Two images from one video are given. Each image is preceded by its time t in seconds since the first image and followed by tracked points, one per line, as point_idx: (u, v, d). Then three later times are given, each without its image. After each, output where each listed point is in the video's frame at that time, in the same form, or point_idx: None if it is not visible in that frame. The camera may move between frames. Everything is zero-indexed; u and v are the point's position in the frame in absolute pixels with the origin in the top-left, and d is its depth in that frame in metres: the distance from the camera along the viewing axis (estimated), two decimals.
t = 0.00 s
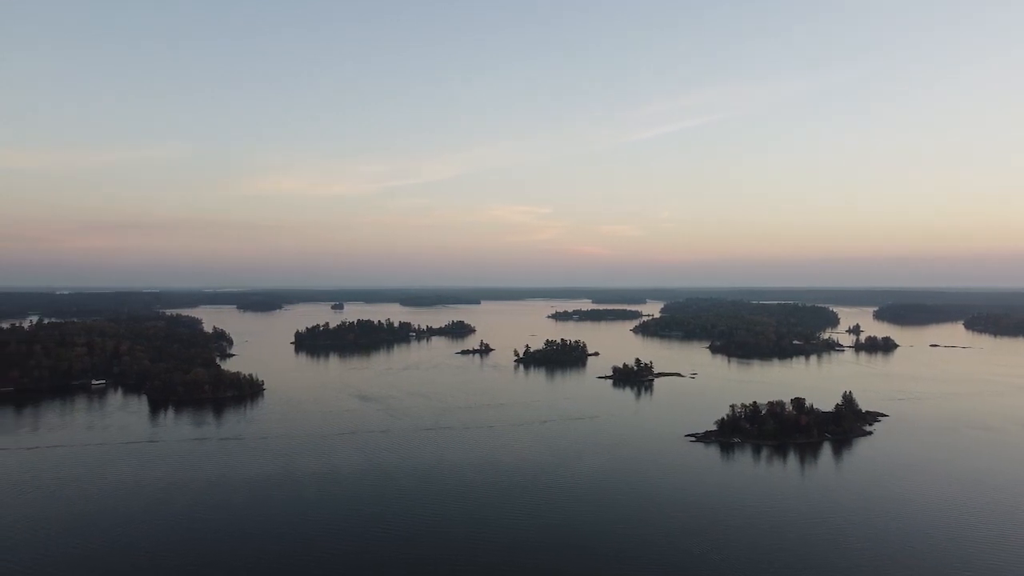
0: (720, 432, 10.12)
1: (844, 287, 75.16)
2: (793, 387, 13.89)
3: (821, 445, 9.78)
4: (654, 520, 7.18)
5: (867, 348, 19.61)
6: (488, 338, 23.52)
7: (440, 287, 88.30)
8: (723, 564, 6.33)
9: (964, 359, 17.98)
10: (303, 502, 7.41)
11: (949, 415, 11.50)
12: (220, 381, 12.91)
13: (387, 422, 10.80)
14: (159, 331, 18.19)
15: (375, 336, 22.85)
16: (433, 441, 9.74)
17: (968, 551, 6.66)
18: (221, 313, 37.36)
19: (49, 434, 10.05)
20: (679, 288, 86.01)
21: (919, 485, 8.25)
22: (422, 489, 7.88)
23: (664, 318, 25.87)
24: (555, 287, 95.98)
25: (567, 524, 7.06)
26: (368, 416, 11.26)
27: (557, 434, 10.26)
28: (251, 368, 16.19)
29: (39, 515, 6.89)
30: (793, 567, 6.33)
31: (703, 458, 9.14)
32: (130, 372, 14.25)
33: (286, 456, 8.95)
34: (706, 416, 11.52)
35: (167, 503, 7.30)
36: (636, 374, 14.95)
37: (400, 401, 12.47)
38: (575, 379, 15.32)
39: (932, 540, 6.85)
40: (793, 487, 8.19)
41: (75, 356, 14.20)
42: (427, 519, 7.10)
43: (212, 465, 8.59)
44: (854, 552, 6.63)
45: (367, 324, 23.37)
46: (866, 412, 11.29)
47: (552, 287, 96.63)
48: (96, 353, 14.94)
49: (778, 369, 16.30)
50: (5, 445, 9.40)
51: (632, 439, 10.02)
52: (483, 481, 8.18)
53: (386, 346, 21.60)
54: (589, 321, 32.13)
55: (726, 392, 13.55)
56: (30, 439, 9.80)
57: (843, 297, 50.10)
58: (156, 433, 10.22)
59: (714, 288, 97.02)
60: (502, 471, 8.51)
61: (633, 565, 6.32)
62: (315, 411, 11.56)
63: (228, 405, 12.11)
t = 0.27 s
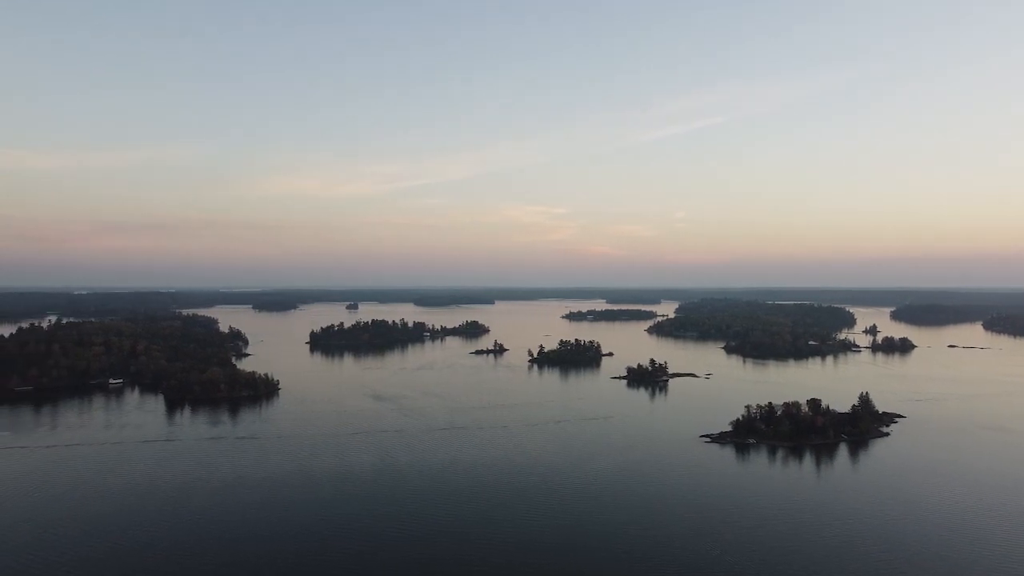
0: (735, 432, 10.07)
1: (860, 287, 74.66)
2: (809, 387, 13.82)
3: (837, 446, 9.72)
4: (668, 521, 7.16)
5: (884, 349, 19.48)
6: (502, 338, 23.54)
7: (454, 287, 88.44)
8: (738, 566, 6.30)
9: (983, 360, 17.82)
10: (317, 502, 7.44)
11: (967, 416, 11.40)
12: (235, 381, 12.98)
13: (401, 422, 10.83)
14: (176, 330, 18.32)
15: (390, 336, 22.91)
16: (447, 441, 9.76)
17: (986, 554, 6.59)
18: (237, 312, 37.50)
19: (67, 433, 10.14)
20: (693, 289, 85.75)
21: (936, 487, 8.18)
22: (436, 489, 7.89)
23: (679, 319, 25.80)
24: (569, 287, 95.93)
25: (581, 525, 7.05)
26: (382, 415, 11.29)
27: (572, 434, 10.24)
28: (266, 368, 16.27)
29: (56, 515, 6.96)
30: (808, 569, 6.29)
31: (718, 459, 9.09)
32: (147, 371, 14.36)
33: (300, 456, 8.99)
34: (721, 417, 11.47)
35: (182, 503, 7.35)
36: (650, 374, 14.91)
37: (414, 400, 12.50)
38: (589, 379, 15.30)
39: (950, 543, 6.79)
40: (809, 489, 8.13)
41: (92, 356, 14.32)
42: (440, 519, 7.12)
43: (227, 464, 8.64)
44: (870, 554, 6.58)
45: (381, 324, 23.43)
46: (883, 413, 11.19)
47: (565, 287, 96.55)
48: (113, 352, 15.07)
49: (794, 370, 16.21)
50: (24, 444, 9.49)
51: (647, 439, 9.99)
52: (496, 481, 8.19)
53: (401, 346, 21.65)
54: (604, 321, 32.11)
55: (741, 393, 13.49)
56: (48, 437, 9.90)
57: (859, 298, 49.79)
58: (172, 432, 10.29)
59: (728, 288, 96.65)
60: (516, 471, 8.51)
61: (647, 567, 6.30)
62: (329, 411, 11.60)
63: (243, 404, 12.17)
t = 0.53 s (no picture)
0: (750, 433, 10.02)
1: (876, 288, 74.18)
2: (825, 388, 13.73)
3: (854, 448, 9.65)
4: (682, 522, 7.13)
5: (901, 349, 19.34)
6: (516, 338, 23.56)
7: (468, 287, 88.66)
8: (753, 568, 6.27)
9: (1002, 361, 17.67)
10: (332, 501, 7.47)
11: (986, 417, 11.30)
12: (251, 381, 13.06)
13: (416, 422, 10.86)
14: (193, 330, 18.45)
15: (404, 336, 22.96)
16: (461, 441, 9.77)
17: (1006, 556, 6.53)
18: (253, 313, 37.45)
19: (86, 432, 10.23)
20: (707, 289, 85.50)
21: (954, 488, 8.11)
22: (450, 489, 7.90)
23: (694, 319, 25.71)
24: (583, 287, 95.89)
25: (595, 526, 7.04)
26: (397, 415, 11.33)
27: (586, 435, 10.23)
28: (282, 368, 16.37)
29: (74, 513, 7.02)
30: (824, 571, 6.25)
31: (733, 460, 9.05)
32: (163, 370, 14.47)
33: (315, 455, 9.03)
34: (737, 418, 11.42)
35: (199, 502, 7.40)
36: (665, 374, 14.87)
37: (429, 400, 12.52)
38: (604, 379, 15.27)
39: (969, 545, 6.73)
40: (825, 490, 8.08)
41: (110, 355, 14.45)
42: (454, 519, 7.13)
43: (244, 463, 8.70)
44: (887, 557, 6.53)
45: (396, 324, 23.49)
46: (900, 414, 11.10)
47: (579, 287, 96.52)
48: (131, 352, 15.20)
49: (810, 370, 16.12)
50: (43, 442, 9.59)
51: (661, 440, 9.96)
52: (510, 481, 8.19)
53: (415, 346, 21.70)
54: (618, 321, 32.07)
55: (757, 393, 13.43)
56: (67, 436, 9.99)
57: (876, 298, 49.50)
58: (189, 431, 10.36)
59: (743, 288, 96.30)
60: (530, 471, 8.52)
61: (662, 568, 6.29)
62: (345, 411, 11.64)
63: (259, 404, 12.24)
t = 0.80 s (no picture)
0: (766, 434, 9.96)
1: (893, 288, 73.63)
2: (842, 388, 13.64)
3: (871, 449, 9.57)
4: (696, 523, 7.10)
5: (919, 350, 19.16)
6: (531, 338, 23.55)
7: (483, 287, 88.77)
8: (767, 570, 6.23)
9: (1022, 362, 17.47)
10: (346, 501, 7.49)
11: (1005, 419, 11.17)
12: (267, 380, 13.12)
13: (430, 422, 10.88)
14: (209, 330, 18.57)
15: (418, 336, 23.00)
16: (475, 441, 9.77)
17: None
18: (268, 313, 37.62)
19: (103, 430, 10.32)
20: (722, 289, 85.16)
21: (972, 490, 8.02)
22: (463, 489, 7.91)
23: (709, 319, 25.61)
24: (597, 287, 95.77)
25: (609, 526, 7.02)
26: (412, 415, 11.35)
27: (601, 435, 10.21)
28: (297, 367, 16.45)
29: (91, 512, 7.08)
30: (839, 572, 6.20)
31: (749, 461, 8.99)
32: (180, 369, 14.58)
33: (329, 455, 9.06)
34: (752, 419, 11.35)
35: (214, 500, 7.44)
36: (680, 375, 14.81)
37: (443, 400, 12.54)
38: (618, 379, 15.23)
39: (986, 548, 6.66)
40: (841, 492, 8.02)
41: (127, 354, 14.57)
42: (467, 519, 7.13)
43: (259, 462, 8.75)
44: (903, 559, 6.48)
45: (411, 324, 23.54)
46: (918, 415, 11.00)
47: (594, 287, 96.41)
48: (148, 351, 15.33)
49: (826, 371, 16.01)
50: (61, 441, 9.68)
51: (676, 440, 9.92)
52: (524, 481, 8.19)
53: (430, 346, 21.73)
54: (633, 321, 32.06)
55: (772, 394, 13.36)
56: (84, 435, 10.08)
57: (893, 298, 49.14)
58: (205, 430, 10.43)
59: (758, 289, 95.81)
60: (544, 472, 8.52)
61: (675, 569, 6.26)
62: (359, 410, 11.67)
63: (274, 403, 12.31)
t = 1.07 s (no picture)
0: (781, 435, 9.90)
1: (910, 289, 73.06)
2: (858, 389, 13.54)
3: (888, 451, 9.50)
4: (710, 524, 7.08)
5: (937, 351, 18.99)
6: (545, 338, 23.55)
7: (497, 287, 88.92)
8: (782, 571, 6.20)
9: None
10: (359, 500, 7.52)
11: None
12: (282, 379, 13.19)
13: (444, 421, 10.90)
14: (224, 330, 18.68)
15: (433, 336, 23.04)
16: (489, 441, 9.78)
17: None
18: (283, 313, 37.55)
19: (120, 429, 10.41)
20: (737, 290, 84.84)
21: (990, 492, 7.94)
22: (476, 489, 7.92)
23: (724, 319, 25.50)
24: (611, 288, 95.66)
25: (622, 527, 7.01)
26: (426, 414, 11.39)
27: (615, 435, 10.20)
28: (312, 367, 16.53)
29: (108, 510, 7.15)
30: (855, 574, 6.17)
31: (764, 462, 8.95)
32: (196, 368, 14.69)
33: (344, 454, 9.10)
34: (767, 419, 11.29)
35: (231, 499, 7.49)
36: (695, 375, 14.76)
37: (457, 400, 12.56)
38: (633, 380, 15.20)
39: (1005, 550, 6.60)
40: (857, 493, 7.96)
41: (144, 354, 14.68)
42: (479, 519, 7.14)
43: (275, 461, 8.80)
44: (920, 561, 6.43)
45: (425, 323, 23.59)
46: (936, 417, 10.90)
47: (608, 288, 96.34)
48: (165, 350, 15.45)
49: (842, 372, 15.90)
50: (79, 439, 9.78)
51: (691, 441, 9.88)
52: (537, 481, 8.19)
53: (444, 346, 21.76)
54: (648, 321, 32.01)
55: (787, 394, 13.29)
56: (102, 433, 10.17)
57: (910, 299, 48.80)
58: (221, 429, 10.49)
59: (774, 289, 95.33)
60: (558, 472, 8.52)
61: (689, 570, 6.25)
62: (373, 410, 11.71)
63: (290, 402, 12.37)
